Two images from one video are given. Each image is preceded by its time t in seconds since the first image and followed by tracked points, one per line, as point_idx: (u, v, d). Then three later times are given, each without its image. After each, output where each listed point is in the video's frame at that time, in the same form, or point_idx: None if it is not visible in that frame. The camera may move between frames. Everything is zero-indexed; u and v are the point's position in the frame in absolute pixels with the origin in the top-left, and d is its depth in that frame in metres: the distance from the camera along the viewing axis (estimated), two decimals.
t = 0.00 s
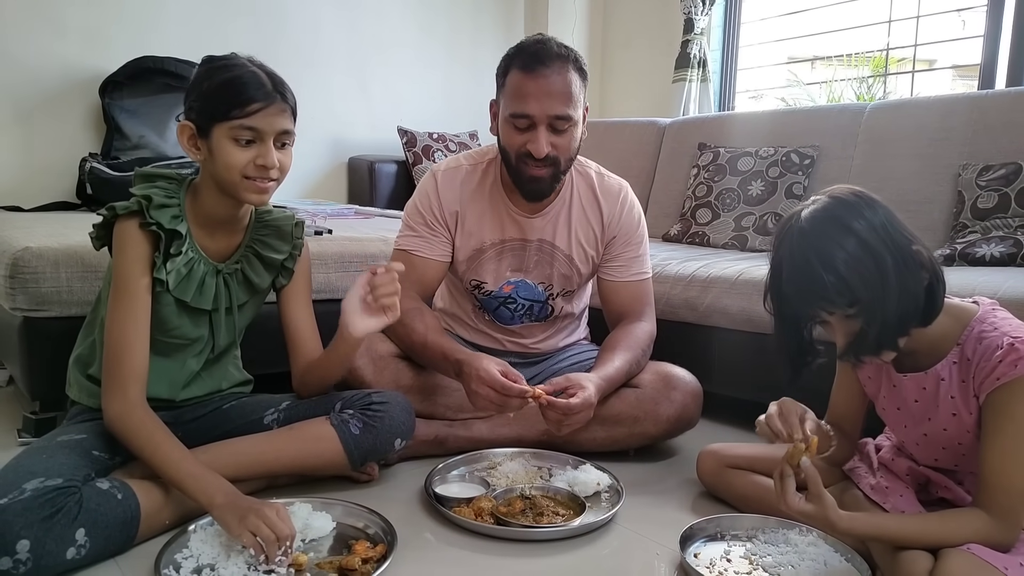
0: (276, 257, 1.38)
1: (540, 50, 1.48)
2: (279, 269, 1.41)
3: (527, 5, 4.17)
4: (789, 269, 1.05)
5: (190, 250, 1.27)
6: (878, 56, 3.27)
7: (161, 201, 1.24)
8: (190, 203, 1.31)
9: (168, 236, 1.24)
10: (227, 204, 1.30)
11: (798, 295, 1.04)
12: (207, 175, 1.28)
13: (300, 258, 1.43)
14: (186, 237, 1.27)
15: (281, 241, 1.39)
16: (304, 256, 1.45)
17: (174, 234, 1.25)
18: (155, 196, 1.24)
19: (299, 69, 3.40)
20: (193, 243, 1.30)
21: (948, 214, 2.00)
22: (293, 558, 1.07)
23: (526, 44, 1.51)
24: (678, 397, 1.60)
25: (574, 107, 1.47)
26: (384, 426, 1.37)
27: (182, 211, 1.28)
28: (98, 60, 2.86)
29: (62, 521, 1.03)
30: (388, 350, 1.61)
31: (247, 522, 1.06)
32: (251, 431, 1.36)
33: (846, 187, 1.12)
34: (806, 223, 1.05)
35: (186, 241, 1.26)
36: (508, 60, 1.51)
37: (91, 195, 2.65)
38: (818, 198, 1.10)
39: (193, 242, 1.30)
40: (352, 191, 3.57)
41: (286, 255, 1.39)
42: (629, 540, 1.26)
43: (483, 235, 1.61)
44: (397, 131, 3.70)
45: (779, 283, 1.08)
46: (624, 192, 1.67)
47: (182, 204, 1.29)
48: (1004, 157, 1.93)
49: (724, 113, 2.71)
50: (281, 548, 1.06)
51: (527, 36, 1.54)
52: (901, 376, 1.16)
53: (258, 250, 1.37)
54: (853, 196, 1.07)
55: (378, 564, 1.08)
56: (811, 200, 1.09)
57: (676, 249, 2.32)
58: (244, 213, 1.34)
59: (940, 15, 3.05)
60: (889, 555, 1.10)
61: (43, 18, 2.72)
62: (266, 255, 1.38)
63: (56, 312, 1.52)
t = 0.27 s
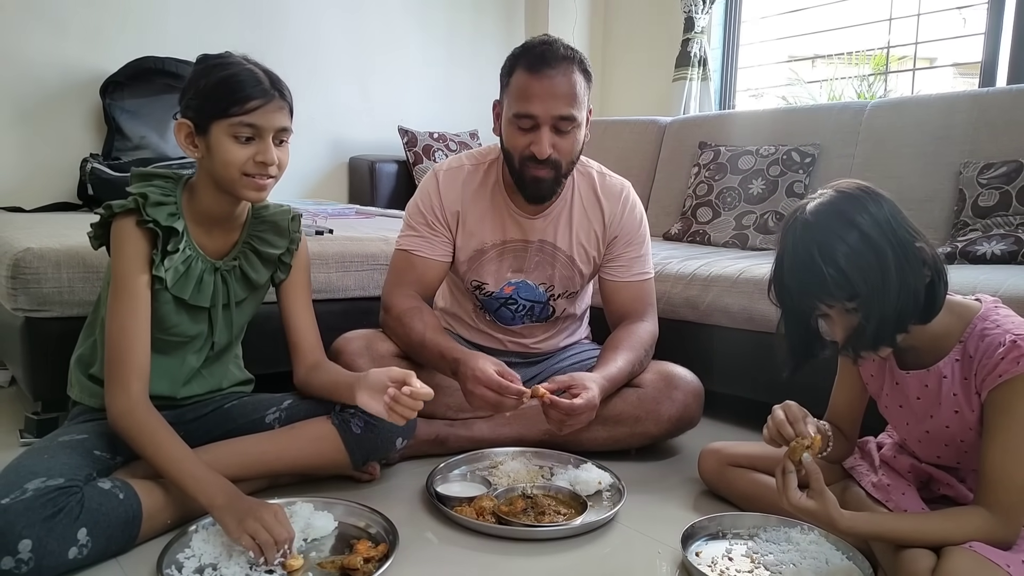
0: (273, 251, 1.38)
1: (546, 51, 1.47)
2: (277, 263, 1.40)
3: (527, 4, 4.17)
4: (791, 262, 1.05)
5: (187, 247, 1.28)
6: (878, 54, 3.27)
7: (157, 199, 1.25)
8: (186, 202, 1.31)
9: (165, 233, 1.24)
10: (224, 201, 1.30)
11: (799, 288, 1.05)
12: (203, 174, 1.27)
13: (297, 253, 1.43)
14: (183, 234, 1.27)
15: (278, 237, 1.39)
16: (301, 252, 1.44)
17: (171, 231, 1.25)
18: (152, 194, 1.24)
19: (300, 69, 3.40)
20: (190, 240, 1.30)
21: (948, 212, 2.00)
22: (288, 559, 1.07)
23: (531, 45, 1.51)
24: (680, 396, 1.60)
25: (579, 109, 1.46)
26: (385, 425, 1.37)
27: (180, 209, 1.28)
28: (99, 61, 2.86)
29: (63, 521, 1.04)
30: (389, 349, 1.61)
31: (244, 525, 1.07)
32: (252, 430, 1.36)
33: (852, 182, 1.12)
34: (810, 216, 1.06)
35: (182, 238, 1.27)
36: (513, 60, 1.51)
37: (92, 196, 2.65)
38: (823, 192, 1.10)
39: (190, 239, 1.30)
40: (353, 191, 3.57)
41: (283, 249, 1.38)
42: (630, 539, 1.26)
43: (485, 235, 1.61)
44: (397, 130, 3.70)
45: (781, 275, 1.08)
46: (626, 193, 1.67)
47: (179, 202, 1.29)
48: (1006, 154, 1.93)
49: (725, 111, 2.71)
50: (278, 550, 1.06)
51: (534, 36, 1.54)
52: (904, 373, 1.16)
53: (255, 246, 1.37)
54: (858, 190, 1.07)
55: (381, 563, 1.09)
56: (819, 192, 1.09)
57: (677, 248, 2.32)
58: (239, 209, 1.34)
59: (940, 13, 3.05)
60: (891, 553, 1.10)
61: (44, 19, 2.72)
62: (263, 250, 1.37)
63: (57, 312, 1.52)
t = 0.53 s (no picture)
0: (274, 247, 1.37)
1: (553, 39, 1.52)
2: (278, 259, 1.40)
3: (528, 4, 4.17)
4: (790, 257, 1.05)
5: (189, 248, 1.27)
6: (880, 54, 3.27)
7: (157, 201, 1.24)
8: (186, 203, 1.31)
9: (164, 237, 1.24)
10: (225, 200, 1.30)
11: (798, 283, 1.05)
12: (204, 172, 1.27)
13: (296, 247, 1.42)
14: (183, 235, 1.27)
15: (278, 231, 1.38)
16: (300, 247, 1.44)
17: (171, 235, 1.24)
18: (151, 196, 1.23)
19: (301, 69, 3.40)
20: (191, 239, 1.30)
21: (949, 212, 2.00)
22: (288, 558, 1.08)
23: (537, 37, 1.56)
24: (680, 396, 1.60)
25: (584, 92, 1.50)
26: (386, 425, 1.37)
27: (179, 209, 1.28)
28: (101, 60, 2.86)
29: (65, 520, 1.04)
30: (390, 348, 1.60)
31: (241, 529, 1.07)
32: (253, 429, 1.36)
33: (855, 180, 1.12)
34: (811, 212, 1.06)
35: (182, 241, 1.26)
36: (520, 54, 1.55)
37: (93, 194, 2.65)
38: (826, 189, 1.10)
39: (190, 238, 1.30)
40: (354, 190, 3.57)
41: (284, 245, 1.38)
42: (631, 539, 1.26)
43: (488, 233, 1.61)
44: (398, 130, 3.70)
45: (781, 270, 1.08)
46: (629, 192, 1.67)
47: (178, 201, 1.29)
48: (1007, 154, 1.93)
49: (726, 111, 2.71)
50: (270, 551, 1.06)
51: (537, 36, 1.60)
52: (904, 373, 1.16)
53: (256, 243, 1.37)
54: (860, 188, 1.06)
55: (381, 563, 1.08)
56: (821, 189, 1.09)
57: (678, 247, 2.32)
58: (239, 209, 1.34)
59: (941, 12, 3.05)
60: (892, 553, 1.10)
61: (45, 18, 2.72)
62: (263, 246, 1.37)
63: (58, 311, 1.52)
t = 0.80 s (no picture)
0: (277, 247, 1.38)
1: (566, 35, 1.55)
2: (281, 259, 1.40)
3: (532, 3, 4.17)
4: (789, 260, 1.06)
5: (189, 247, 1.27)
6: (883, 56, 3.26)
7: (157, 201, 1.24)
8: (189, 201, 1.30)
9: (162, 236, 1.23)
10: (231, 198, 1.30)
11: (796, 286, 1.05)
12: (211, 170, 1.27)
13: (299, 247, 1.43)
14: (183, 234, 1.27)
15: (281, 231, 1.39)
16: (303, 247, 1.44)
17: (169, 234, 1.24)
18: (152, 195, 1.23)
19: (305, 66, 3.41)
20: (193, 238, 1.30)
21: (952, 214, 2.00)
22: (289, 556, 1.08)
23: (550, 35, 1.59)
24: (681, 396, 1.60)
25: (596, 85, 1.52)
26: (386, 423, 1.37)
27: (180, 209, 1.28)
28: (105, 56, 2.87)
29: (66, 514, 1.04)
30: (392, 345, 1.60)
31: (238, 515, 1.08)
32: (253, 426, 1.37)
33: (856, 184, 1.11)
34: (811, 215, 1.06)
35: (180, 241, 1.26)
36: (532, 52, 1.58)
37: (96, 190, 2.66)
38: (826, 191, 1.10)
39: (191, 237, 1.29)
40: (356, 188, 3.58)
41: (287, 245, 1.39)
42: (630, 538, 1.26)
43: (495, 230, 1.61)
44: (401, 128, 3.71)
45: (779, 273, 1.08)
46: (636, 193, 1.67)
47: (180, 200, 1.29)
48: (1010, 157, 1.93)
49: (729, 111, 2.71)
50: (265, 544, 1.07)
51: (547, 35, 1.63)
52: (905, 376, 1.16)
53: (260, 242, 1.38)
54: (860, 191, 1.06)
55: (381, 559, 1.09)
56: (821, 192, 1.09)
57: (680, 247, 2.32)
58: (243, 208, 1.35)
59: (946, 15, 3.04)
60: (892, 555, 1.10)
61: (50, 13, 2.73)
62: (267, 246, 1.38)
63: (61, 305, 1.52)
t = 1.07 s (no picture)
0: (280, 248, 1.38)
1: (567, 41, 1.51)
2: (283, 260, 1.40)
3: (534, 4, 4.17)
4: (790, 273, 1.05)
5: (192, 248, 1.27)
6: (885, 56, 3.26)
7: (160, 201, 1.24)
8: (192, 203, 1.30)
9: (165, 237, 1.23)
10: (236, 201, 1.30)
11: (797, 299, 1.05)
12: (216, 174, 1.27)
13: (302, 248, 1.44)
14: (186, 235, 1.27)
15: (284, 233, 1.39)
16: (305, 248, 1.45)
17: (171, 236, 1.24)
18: (156, 196, 1.23)
19: (306, 66, 3.41)
20: (196, 239, 1.30)
21: (954, 215, 2.00)
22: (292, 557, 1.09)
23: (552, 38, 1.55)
24: (682, 397, 1.60)
25: (597, 94, 1.49)
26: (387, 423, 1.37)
27: (184, 209, 1.28)
28: (107, 56, 2.87)
29: (68, 514, 1.04)
30: (393, 344, 1.60)
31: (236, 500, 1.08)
32: (254, 426, 1.37)
33: (854, 191, 1.11)
34: (808, 226, 1.06)
35: (183, 242, 1.26)
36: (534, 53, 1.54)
37: (98, 190, 2.66)
38: (824, 200, 1.10)
39: (195, 238, 1.29)
40: (357, 187, 3.58)
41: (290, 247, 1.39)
42: (632, 539, 1.26)
43: (497, 231, 1.62)
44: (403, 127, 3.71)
45: (779, 285, 1.08)
46: (640, 194, 1.67)
47: (183, 201, 1.29)
48: (1012, 158, 1.92)
49: (731, 111, 2.71)
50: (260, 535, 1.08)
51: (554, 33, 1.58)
52: (907, 378, 1.16)
53: (263, 243, 1.38)
54: (859, 200, 1.06)
55: (382, 559, 1.09)
56: (818, 201, 1.09)
57: (681, 248, 2.32)
58: (246, 211, 1.35)
59: (947, 15, 3.04)
60: (894, 556, 1.10)
61: (53, 13, 2.73)
62: (270, 247, 1.38)
63: (63, 305, 1.52)
